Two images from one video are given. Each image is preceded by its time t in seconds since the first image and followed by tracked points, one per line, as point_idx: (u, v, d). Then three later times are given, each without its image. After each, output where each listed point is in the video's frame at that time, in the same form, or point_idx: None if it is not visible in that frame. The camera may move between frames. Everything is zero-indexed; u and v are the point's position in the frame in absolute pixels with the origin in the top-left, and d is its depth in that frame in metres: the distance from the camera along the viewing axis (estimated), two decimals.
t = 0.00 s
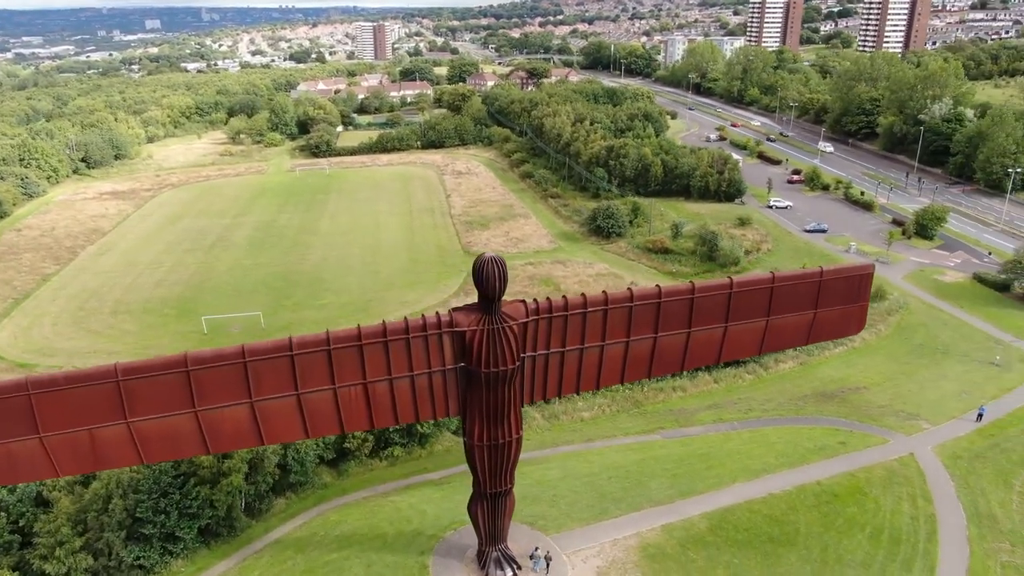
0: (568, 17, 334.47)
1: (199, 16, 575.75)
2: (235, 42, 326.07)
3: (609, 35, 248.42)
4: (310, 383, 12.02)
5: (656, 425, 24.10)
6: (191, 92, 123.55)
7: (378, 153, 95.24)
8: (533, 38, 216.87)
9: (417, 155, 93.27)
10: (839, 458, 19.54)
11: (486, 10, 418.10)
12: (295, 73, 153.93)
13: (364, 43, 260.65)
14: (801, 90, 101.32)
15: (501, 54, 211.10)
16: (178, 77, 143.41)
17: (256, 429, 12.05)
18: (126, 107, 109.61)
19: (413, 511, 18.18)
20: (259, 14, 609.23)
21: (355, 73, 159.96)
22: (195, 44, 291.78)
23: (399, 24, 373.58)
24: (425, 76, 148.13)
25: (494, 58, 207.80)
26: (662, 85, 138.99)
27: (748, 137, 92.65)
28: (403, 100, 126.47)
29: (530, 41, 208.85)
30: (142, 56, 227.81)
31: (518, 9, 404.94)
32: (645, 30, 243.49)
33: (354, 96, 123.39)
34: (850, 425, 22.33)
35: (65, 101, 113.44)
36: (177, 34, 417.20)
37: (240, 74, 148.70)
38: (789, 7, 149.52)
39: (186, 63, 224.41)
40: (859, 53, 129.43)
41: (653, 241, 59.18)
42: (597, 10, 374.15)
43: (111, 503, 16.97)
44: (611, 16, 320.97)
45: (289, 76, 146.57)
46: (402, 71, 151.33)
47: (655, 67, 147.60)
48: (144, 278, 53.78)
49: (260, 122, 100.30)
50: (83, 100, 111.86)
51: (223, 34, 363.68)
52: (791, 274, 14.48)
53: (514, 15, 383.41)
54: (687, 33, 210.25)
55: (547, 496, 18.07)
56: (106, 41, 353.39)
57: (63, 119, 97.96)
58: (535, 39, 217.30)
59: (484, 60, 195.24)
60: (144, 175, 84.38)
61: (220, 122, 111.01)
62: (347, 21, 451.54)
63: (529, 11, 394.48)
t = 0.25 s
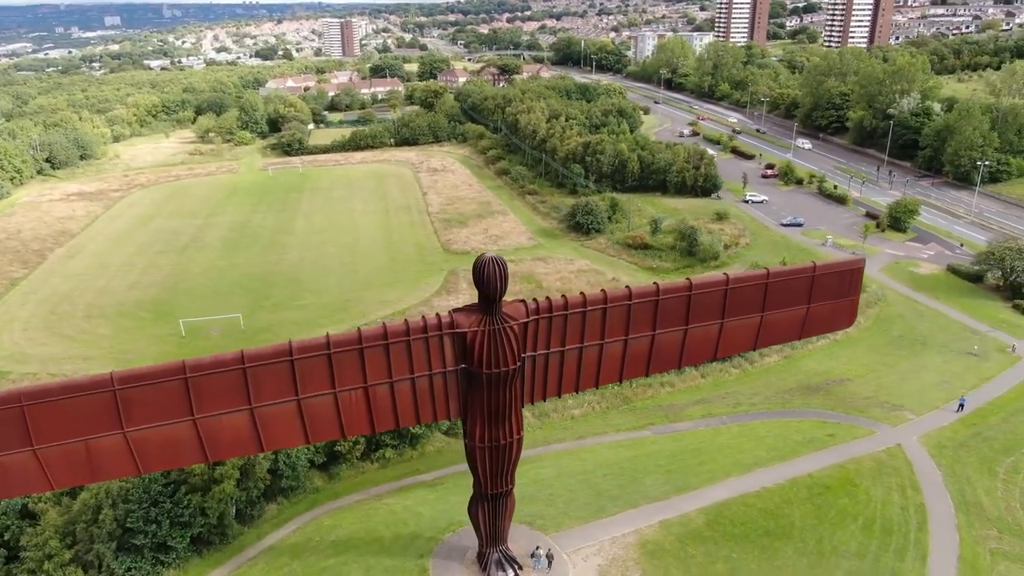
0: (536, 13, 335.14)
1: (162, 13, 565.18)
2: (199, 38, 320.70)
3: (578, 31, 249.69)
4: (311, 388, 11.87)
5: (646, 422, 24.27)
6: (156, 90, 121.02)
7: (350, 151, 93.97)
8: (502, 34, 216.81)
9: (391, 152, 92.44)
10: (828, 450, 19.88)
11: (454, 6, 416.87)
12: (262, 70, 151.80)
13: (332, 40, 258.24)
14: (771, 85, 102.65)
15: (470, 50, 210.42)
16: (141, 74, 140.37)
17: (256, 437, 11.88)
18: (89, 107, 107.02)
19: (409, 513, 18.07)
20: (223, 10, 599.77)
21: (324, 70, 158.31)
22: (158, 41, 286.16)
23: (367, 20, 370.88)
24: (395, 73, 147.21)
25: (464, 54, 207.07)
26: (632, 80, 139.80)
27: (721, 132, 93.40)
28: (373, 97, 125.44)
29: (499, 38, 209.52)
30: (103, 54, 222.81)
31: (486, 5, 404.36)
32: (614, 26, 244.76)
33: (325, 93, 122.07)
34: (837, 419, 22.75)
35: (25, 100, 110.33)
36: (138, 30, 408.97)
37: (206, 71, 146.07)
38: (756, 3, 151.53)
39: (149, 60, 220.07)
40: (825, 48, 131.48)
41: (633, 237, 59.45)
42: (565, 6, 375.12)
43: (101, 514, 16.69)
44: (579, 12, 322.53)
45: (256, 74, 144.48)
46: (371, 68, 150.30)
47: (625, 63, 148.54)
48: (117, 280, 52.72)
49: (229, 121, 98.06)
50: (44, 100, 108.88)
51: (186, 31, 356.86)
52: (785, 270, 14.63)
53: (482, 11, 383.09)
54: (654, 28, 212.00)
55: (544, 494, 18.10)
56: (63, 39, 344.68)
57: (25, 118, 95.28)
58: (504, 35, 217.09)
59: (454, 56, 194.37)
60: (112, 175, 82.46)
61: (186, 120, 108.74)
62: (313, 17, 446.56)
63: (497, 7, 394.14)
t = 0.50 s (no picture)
0: (499, 8, 334.27)
1: (117, 9, 550.44)
2: (154, 35, 312.85)
3: (541, 26, 249.80)
4: (311, 395, 11.66)
5: (634, 418, 24.42)
6: (113, 89, 117.69)
7: (318, 149, 92.22)
8: (466, 29, 215.84)
9: (360, 150, 91.11)
10: (816, 442, 20.24)
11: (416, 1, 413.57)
12: (222, 68, 148.70)
13: (292, 35, 253.95)
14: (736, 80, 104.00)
15: (434, 46, 209.16)
16: (96, 72, 136.28)
17: (256, 446, 11.64)
18: (44, 107, 103.63)
19: (404, 517, 17.94)
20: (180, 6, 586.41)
21: (286, 67, 155.70)
22: (110, 38, 278.14)
23: (328, 16, 365.70)
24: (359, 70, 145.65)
25: (427, 50, 205.72)
26: (598, 75, 140.23)
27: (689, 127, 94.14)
28: (339, 94, 123.97)
29: (463, 33, 208.43)
30: (53, 50, 215.71)
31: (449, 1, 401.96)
32: (577, 22, 245.68)
33: (289, 91, 120.19)
34: (822, 411, 23.17)
35: None
36: (90, 26, 397.34)
37: (164, 69, 142.52)
38: None
39: (102, 57, 213.89)
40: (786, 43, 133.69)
41: (609, 233, 59.66)
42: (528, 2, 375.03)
43: (90, 528, 16.34)
44: (541, 7, 322.53)
45: (217, 71, 141.52)
46: (336, 65, 148.42)
47: (590, 58, 149.02)
48: (84, 285, 51.36)
49: (192, 119, 95.42)
50: None
51: (141, 27, 347.78)
52: (778, 266, 14.81)
53: (445, 6, 380.87)
54: (617, 24, 213.18)
55: (540, 494, 18.11)
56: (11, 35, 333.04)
57: None
58: (467, 30, 216.28)
59: (417, 53, 192.87)
60: (71, 177, 80.04)
61: (147, 119, 105.84)
62: (273, 13, 439.22)
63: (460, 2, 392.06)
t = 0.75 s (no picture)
0: (466, 4, 333.06)
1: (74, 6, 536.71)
2: (113, 33, 305.48)
3: (508, 23, 249.64)
4: (313, 401, 11.50)
5: (624, 415, 24.55)
6: (74, 88, 114.60)
7: (288, 148, 90.48)
8: (433, 26, 214.69)
9: (331, 149, 89.42)
10: (805, 435, 20.57)
11: None
12: (186, 66, 145.76)
13: (256, 32, 249.84)
14: (706, 76, 105.01)
15: (401, 43, 207.62)
16: (54, 71, 132.48)
17: (258, 454, 11.44)
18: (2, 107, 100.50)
19: (401, 521, 17.82)
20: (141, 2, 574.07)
21: (252, 65, 153.15)
22: (67, 36, 270.85)
23: (293, 13, 360.90)
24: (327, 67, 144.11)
25: (395, 47, 204.09)
26: (568, 72, 140.40)
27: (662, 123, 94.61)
28: (307, 93, 122.57)
29: (430, 30, 207.30)
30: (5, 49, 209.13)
31: None
32: (543, 18, 245.95)
33: (257, 89, 118.35)
34: (809, 404, 23.54)
35: None
36: (45, 23, 386.41)
37: (125, 68, 139.16)
38: None
39: (58, 55, 208.02)
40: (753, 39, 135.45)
41: (588, 230, 59.73)
42: None
43: (80, 542, 15.99)
44: (507, 4, 322.29)
45: (181, 70, 138.73)
46: (303, 63, 146.54)
47: (560, 55, 149.21)
48: (53, 290, 50.10)
49: (158, 119, 92.68)
50: None
51: (98, 24, 339.50)
52: (770, 262, 14.98)
53: (411, 3, 378.44)
54: (585, 20, 213.87)
55: (537, 494, 18.13)
56: None
57: None
58: (434, 27, 215.24)
59: (384, 49, 191.23)
60: (34, 178, 77.82)
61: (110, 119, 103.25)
62: (236, 10, 432.08)
63: None
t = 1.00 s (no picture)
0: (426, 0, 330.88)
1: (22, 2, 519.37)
2: (62, 31, 296.14)
3: (469, 19, 248.74)
4: (316, 408, 11.34)
5: (612, 412, 24.69)
6: (24, 87, 110.70)
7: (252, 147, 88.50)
8: (394, 23, 212.79)
9: (297, 148, 87.43)
10: (791, 427, 20.94)
11: None
12: (141, 64, 141.95)
13: (211, 29, 244.43)
14: (670, 71, 106.02)
15: (362, 40, 205.39)
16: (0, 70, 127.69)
17: (260, 463, 11.26)
18: None
19: (397, 525, 17.72)
20: None
21: (210, 63, 149.80)
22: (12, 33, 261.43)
23: (250, 10, 354.35)
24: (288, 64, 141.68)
25: (356, 43, 201.87)
26: (532, 68, 140.30)
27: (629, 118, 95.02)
28: (269, 91, 120.49)
29: (391, 27, 205.46)
30: None
31: None
32: (504, 14, 245.53)
33: (217, 87, 115.82)
34: (792, 396, 23.97)
35: None
36: None
37: (77, 66, 134.90)
38: None
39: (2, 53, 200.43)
40: (714, 34, 137.20)
41: (562, 226, 59.71)
42: None
43: (67, 558, 15.58)
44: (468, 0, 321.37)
45: (136, 67, 135.05)
46: (263, 60, 143.84)
47: (523, 51, 149.03)
48: (15, 297, 48.51)
49: (115, 118, 90.76)
50: None
51: (47, 21, 328.75)
52: (762, 258, 15.17)
53: None
54: (546, 16, 214.17)
55: (533, 493, 18.15)
56: None
57: None
58: (395, 23, 213.52)
59: (346, 46, 188.92)
60: None
61: (65, 119, 100.05)
62: (191, 7, 422.40)
63: None
